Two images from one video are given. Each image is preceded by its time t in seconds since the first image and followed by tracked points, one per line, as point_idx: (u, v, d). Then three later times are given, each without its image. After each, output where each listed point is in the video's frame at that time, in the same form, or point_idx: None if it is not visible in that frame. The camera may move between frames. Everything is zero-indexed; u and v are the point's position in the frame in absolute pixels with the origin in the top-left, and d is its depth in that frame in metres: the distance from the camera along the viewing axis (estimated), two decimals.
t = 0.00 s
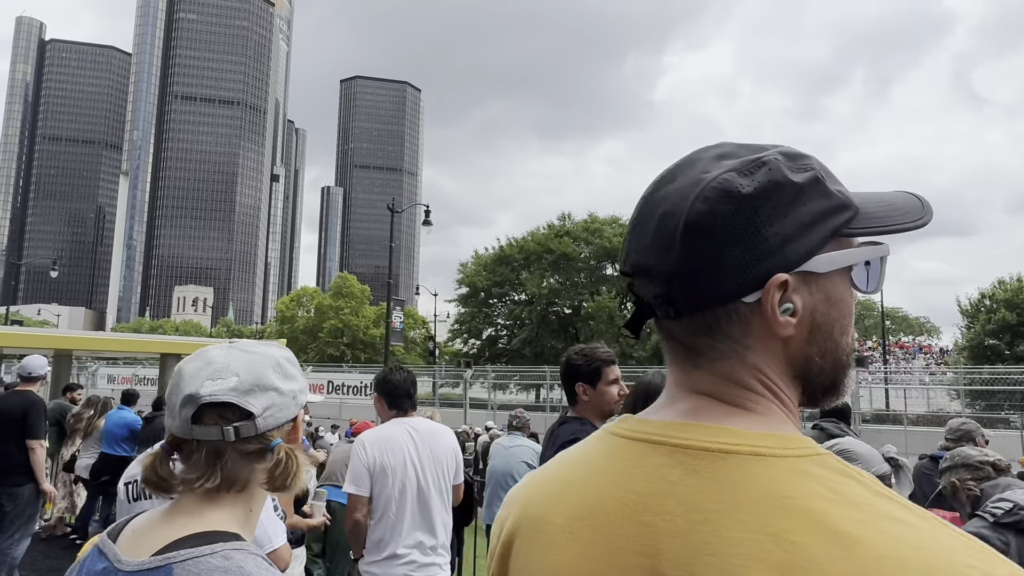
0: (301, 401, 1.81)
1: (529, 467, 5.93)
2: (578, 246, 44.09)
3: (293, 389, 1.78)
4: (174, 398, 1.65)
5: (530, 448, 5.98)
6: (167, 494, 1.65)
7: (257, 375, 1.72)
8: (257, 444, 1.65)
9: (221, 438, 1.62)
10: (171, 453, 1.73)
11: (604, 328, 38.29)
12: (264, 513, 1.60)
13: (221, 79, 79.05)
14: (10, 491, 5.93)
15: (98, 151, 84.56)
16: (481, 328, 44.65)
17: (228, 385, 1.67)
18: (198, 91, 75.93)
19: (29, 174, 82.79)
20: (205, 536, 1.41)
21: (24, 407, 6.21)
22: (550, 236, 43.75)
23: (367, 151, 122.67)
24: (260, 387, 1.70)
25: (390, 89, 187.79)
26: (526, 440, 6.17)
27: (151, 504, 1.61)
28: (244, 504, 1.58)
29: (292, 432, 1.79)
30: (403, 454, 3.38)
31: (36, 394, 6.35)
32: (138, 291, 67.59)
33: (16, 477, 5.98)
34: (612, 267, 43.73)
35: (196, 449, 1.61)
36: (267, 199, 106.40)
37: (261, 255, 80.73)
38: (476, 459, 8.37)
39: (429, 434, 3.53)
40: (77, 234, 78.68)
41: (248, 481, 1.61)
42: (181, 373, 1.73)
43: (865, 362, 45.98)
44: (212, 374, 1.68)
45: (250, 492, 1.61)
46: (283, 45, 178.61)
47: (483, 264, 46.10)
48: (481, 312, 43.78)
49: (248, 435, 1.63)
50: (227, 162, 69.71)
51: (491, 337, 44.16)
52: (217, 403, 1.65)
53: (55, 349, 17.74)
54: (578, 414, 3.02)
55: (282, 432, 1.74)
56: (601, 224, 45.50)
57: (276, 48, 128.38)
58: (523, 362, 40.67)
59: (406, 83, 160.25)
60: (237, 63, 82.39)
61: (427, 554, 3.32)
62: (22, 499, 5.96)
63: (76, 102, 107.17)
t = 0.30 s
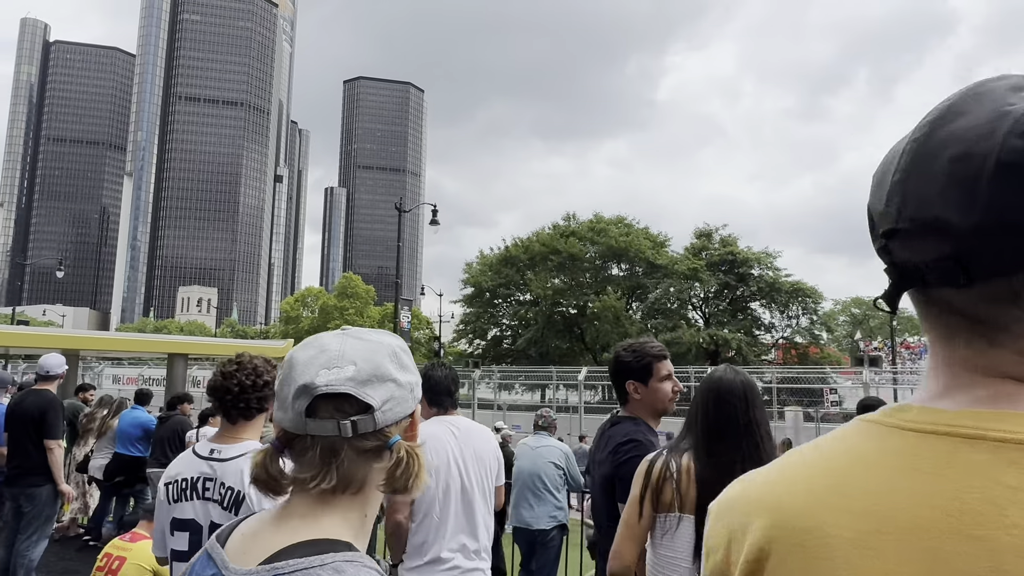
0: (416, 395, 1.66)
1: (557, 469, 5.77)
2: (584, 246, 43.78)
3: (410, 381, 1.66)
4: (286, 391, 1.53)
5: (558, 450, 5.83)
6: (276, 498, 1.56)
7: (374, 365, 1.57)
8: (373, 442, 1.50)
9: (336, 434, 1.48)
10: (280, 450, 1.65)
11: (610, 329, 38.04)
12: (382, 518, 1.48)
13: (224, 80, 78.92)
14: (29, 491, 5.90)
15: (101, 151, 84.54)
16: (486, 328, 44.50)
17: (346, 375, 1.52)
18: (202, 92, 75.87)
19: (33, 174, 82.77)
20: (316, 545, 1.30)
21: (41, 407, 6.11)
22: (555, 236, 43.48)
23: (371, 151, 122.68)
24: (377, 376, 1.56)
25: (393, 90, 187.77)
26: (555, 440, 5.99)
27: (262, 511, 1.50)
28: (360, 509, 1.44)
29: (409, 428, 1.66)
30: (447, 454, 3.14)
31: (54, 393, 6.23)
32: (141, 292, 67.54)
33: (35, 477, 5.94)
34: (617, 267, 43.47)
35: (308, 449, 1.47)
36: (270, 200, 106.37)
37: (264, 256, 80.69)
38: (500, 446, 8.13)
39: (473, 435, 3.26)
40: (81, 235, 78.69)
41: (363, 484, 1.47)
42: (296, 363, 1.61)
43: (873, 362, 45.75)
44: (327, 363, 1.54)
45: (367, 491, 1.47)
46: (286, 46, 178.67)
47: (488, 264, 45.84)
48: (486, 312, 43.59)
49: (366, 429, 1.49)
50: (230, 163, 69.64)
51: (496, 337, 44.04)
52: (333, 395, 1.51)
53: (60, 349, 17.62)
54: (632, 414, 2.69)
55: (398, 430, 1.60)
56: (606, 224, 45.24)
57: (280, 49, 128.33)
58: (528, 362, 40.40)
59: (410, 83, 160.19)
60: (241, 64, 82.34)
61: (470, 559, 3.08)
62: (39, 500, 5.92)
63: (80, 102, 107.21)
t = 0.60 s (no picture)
0: (561, 398, 1.41)
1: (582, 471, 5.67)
2: (588, 246, 43.60)
3: (554, 383, 1.37)
4: (418, 396, 1.33)
5: (583, 451, 5.70)
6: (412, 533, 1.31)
7: (513, 365, 1.32)
8: (512, 460, 1.28)
9: (474, 447, 1.27)
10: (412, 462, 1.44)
11: (613, 329, 37.80)
12: (528, 546, 1.28)
13: (226, 79, 78.77)
14: (46, 493, 5.88)
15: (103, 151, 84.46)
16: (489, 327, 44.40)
17: (482, 378, 1.29)
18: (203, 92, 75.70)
19: (35, 174, 82.69)
20: None
21: (58, 407, 6.04)
22: (559, 236, 43.32)
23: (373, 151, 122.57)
24: (517, 379, 1.31)
25: (395, 89, 187.28)
26: (581, 445, 5.80)
27: (385, 537, 1.33)
28: (503, 535, 1.24)
29: (553, 437, 1.42)
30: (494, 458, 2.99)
31: (70, 393, 6.15)
32: (143, 292, 67.36)
33: (51, 479, 5.90)
34: (621, 265, 43.20)
35: (444, 460, 1.29)
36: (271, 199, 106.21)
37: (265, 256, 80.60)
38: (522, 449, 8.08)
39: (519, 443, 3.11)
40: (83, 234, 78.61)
41: (505, 504, 1.27)
42: (421, 365, 1.39)
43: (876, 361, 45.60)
44: (462, 365, 1.31)
45: (508, 515, 1.27)
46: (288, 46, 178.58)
47: (491, 263, 45.68)
48: (489, 312, 43.47)
49: (505, 440, 1.26)
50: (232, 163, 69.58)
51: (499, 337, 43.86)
52: (468, 401, 1.29)
53: (63, 349, 17.49)
54: (691, 419, 2.58)
55: (542, 439, 1.36)
56: (610, 223, 45.00)
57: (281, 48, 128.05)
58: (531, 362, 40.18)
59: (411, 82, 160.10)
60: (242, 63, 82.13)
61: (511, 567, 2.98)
62: (56, 502, 5.89)
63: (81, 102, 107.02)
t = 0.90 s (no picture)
0: (776, 387, 1.30)
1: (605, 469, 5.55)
2: (589, 243, 43.43)
3: (773, 367, 1.29)
4: (616, 387, 1.25)
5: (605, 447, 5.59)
6: (610, 540, 1.25)
7: (726, 347, 1.22)
8: (731, 461, 1.20)
9: (684, 444, 1.18)
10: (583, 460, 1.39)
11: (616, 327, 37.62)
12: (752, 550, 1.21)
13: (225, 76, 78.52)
14: (63, 492, 5.83)
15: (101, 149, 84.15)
16: (490, 325, 44.33)
17: (697, 363, 1.20)
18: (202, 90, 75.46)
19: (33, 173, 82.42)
20: None
21: (73, 405, 6.00)
22: (560, 234, 43.19)
23: (372, 149, 122.38)
24: (735, 362, 1.22)
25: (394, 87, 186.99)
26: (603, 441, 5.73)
27: (589, 542, 1.26)
28: (734, 541, 1.18)
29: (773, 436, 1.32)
30: (536, 454, 2.89)
31: (85, 391, 6.10)
32: (142, 290, 67.13)
33: (68, 477, 5.85)
34: (623, 263, 43.06)
35: (652, 460, 1.21)
36: (270, 198, 105.97)
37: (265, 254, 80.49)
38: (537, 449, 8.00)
39: (555, 437, 3.03)
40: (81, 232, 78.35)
41: (729, 510, 1.19)
42: (610, 349, 1.30)
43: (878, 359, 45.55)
44: (672, 349, 1.22)
45: (729, 523, 1.19)
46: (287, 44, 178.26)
47: (493, 261, 45.56)
48: (490, 310, 43.35)
49: (724, 436, 1.18)
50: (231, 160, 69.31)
51: (500, 335, 43.70)
52: (677, 390, 1.21)
53: (66, 347, 17.39)
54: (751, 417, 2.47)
55: (765, 435, 1.27)
56: (611, 221, 44.85)
57: (280, 46, 127.73)
58: (532, 360, 40.09)
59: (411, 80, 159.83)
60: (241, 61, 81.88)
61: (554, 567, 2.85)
62: (74, 501, 5.84)
63: (79, 100, 106.69)
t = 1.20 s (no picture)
0: None
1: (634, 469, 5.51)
2: (588, 241, 43.24)
3: None
4: (965, 431, 1.04)
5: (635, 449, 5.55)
6: None
7: None
8: None
9: None
10: (888, 499, 1.25)
11: (617, 325, 37.45)
12: None
13: (222, 73, 78.15)
14: (79, 494, 5.73)
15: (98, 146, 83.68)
16: (489, 323, 44.20)
17: None
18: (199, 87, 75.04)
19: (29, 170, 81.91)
20: None
21: (87, 405, 5.87)
22: (560, 232, 43.07)
23: (370, 146, 121.99)
24: None
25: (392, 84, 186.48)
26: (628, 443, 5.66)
27: None
28: None
29: None
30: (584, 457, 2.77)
31: (99, 391, 5.97)
32: (139, 287, 66.77)
33: (84, 480, 5.74)
34: (622, 261, 42.93)
35: (1000, 516, 1.02)
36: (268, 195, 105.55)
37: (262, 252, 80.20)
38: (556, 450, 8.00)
39: (602, 439, 2.94)
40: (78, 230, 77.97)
41: None
42: (923, 367, 1.11)
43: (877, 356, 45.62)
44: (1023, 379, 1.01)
45: None
46: (283, 40, 177.62)
47: (492, 259, 45.39)
48: (490, 307, 43.23)
49: None
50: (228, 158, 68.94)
51: (499, 333, 43.61)
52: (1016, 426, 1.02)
53: (67, 345, 17.23)
54: (816, 422, 2.39)
55: None
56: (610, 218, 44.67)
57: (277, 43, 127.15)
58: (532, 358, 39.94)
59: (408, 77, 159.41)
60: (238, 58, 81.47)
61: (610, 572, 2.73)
62: (90, 504, 5.75)
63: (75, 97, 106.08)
